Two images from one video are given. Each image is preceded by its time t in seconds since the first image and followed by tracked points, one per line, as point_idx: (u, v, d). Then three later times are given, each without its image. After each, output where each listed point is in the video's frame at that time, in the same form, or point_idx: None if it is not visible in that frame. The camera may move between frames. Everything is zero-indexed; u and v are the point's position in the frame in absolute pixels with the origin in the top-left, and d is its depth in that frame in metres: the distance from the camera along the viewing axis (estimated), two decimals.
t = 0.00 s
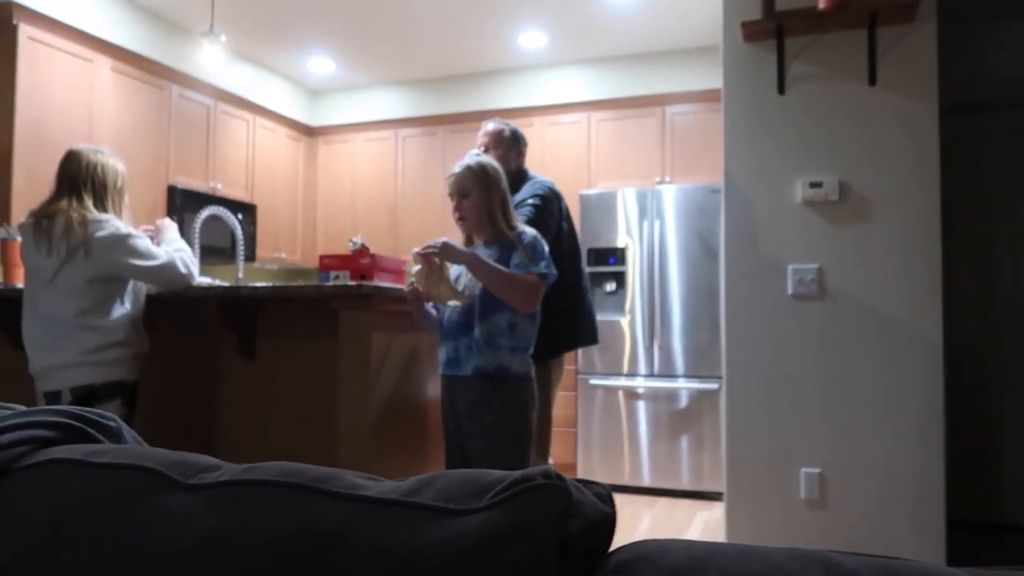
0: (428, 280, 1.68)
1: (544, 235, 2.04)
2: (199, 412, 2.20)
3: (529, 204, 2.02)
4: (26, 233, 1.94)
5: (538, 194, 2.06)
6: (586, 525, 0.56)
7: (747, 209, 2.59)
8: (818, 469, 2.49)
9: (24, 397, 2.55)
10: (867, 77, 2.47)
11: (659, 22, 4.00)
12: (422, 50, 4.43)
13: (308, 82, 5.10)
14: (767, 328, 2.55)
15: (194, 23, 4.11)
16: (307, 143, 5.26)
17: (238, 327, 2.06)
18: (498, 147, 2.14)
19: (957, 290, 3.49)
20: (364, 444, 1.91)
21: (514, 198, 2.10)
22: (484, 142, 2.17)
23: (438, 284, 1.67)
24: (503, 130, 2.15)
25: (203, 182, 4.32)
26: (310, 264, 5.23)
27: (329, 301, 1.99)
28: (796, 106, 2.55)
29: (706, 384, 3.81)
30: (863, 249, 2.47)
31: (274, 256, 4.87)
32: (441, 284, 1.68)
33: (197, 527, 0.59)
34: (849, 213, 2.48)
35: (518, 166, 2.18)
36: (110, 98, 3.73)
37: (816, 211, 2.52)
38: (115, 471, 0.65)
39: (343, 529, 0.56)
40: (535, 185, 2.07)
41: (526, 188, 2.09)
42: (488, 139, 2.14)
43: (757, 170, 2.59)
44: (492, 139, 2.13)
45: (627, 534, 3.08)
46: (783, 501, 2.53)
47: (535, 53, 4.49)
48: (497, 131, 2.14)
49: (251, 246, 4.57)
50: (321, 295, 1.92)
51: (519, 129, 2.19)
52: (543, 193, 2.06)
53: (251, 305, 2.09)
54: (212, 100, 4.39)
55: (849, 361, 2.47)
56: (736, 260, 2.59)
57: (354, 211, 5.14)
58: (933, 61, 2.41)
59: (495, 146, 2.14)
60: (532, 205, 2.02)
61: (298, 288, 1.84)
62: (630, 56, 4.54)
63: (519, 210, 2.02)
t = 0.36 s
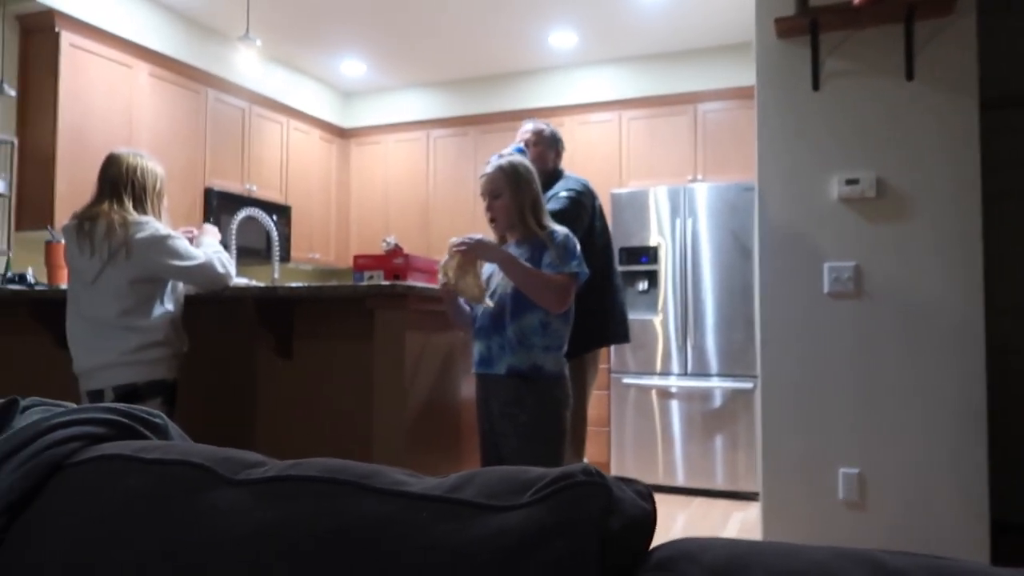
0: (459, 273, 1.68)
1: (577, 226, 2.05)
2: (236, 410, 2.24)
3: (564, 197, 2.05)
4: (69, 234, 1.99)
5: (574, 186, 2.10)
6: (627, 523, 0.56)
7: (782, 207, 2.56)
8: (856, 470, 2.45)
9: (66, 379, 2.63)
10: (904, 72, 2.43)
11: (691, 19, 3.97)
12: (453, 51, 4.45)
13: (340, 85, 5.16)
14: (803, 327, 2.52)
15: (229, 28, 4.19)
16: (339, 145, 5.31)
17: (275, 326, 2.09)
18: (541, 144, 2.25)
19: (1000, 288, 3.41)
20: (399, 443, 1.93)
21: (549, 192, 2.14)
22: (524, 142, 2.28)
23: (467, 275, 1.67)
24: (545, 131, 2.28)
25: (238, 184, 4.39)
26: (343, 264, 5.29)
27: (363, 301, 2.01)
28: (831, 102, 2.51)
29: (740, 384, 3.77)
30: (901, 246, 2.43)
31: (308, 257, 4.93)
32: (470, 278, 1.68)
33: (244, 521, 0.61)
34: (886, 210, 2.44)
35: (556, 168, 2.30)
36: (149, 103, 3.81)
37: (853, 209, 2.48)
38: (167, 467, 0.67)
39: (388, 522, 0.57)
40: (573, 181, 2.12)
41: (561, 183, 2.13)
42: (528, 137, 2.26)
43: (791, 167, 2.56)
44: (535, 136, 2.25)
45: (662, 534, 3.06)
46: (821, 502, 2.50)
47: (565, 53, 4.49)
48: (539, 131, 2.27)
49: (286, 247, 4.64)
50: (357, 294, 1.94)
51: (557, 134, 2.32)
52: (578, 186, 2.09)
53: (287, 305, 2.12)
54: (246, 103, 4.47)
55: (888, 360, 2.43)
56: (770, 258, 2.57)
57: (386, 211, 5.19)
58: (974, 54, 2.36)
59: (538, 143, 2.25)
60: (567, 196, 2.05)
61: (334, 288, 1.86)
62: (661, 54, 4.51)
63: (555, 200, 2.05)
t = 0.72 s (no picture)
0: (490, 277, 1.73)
1: (609, 225, 2.04)
2: (272, 416, 2.27)
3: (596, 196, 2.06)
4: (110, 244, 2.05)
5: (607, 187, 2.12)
6: (661, 536, 0.55)
7: (818, 208, 2.53)
8: (897, 475, 2.40)
9: (108, 380, 2.70)
10: (944, 69, 2.37)
11: (723, 19, 3.93)
12: (484, 56, 4.47)
13: (373, 92, 5.22)
14: (841, 330, 2.48)
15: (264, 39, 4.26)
16: (372, 152, 5.37)
17: (311, 332, 2.13)
18: (578, 148, 2.26)
19: None
20: (433, 449, 1.94)
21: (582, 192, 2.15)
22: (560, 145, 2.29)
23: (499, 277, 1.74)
24: (581, 135, 2.29)
25: (274, 193, 4.46)
26: (377, 270, 5.34)
27: (397, 307, 2.03)
28: (868, 101, 2.47)
29: (777, 387, 3.72)
30: (941, 246, 2.37)
31: (342, 262, 4.99)
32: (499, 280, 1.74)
33: (281, 531, 0.61)
34: (927, 210, 2.39)
35: (591, 172, 2.30)
36: (187, 114, 3.90)
37: (892, 209, 2.43)
38: (207, 477, 0.68)
39: (422, 533, 0.57)
40: (606, 182, 2.13)
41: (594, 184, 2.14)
42: (564, 140, 2.27)
43: (828, 167, 2.52)
44: (572, 139, 2.26)
45: (697, 540, 3.03)
46: (861, 508, 2.45)
47: (596, 55, 4.47)
48: (575, 135, 2.27)
49: (320, 253, 4.70)
50: (392, 301, 1.96)
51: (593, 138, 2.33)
52: (611, 187, 2.10)
53: (323, 312, 2.15)
54: (281, 112, 4.54)
55: (929, 363, 2.37)
56: (807, 261, 2.53)
57: (419, 217, 5.22)
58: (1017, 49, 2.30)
59: (575, 146, 2.26)
60: (600, 195, 2.05)
61: (368, 295, 1.89)
62: (694, 55, 4.47)
63: (587, 198, 2.06)
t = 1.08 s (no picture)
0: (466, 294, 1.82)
1: (623, 229, 2.05)
2: (290, 421, 2.29)
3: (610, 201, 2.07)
4: (132, 242, 2.06)
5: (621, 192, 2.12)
6: (681, 545, 0.54)
7: (838, 215, 2.51)
8: (920, 486, 2.37)
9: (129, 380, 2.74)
10: (966, 74, 2.35)
11: (741, 25, 3.92)
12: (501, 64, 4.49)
13: (392, 100, 5.26)
14: (861, 338, 2.45)
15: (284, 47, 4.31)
16: (391, 158, 5.40)
17: (329, 339, 2.14)
18: (597, 155, 2.27)
19: None
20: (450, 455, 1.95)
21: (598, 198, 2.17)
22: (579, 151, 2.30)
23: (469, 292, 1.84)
24: (600, 142, 2.30)
25: (293, 200, 4.50)
26: (395, 276, 5.36)
27: (414, 314, 2.04)
28: (889, 107, 2.45)
29: (796, 396, 3.68)
30: (965, 253, 2.34)
31: (360, 269, 5.02)
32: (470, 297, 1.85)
33: (301, 536, 0.61)
34: (949, 217, 2.36)
35: (609, 178, 2.30)
36: (208, 122, 3.95)
37: (913, 216, 2.41)
38: (228, 482, 0.69)
39: (441, 541, 0.57)
40: (623, 188, 2.14)
41: (609, 190, 2.15)
42: (583, 146, 2.28)
43: (849, 174, 2.50)
44: (591, 145, 2.26)
45: (716, 550, 3.00)
46: (883, 519, 2.42)
47: (614, 62, 4.48)
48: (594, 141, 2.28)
49: (339, 260, 4.73)
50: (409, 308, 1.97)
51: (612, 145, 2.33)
52: (626, 193, 2.11)
53: (340, 318, 2.17)
54: (301, 120, 4.58)
55: (953, 371, 2.34)
56: (827, 268, 2.51)
57: (437, 223, 5.24)
58: None
59: (593, 153, 2.26)
60: (615, 200, 2.07)
61: (385, 301, 1.90)
62: (712, 61, 4.46)
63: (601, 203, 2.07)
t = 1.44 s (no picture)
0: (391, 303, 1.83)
1: (638, 232, 2.05)
2: (307, 424, 2.30)
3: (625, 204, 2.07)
4: (135, 241, 2.02)
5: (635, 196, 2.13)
6: (703, 548, 0.54)
7: (857, 218, 2.49)
8: (942, 492, 2.34)
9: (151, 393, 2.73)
10: (989, 76, 2.32)
11: (759, 28, 3.90)
12: (517, 68, 4.50)
13: (409, 105, 5.29)
14: (882, 342, 2.43)
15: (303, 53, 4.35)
16: (407, 163, 5.43)
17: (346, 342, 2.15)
18: (611, 158, 2.27)
19: None
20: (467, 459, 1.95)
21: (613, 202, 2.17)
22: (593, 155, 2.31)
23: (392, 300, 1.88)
24: (615, 146, 2.30)
25: (311, 204, 4.53)
26: (411, 280, 5.38)
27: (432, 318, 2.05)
28: (909, 109, 2.43)
29: (815, 400, 3.65)
30: (987, 257, 2.32)
31: (377, 273, 5.04)
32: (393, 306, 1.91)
33: (326, 537, 0.61)
34: (971, 220, 2.34)
35: (624, 182, 2.30)
36: (228, 127, 3.99)
37: (934, 219, 2.39)
38: (252, 482, 0.70)
39: (464, 542, 0.57)
40: (638, 192, 2.14)
41: (624, 195, 2.16)
42: (598, 149, 2.28)
43: (868, 177, 2.48)
44: (605, 149, 2.27)
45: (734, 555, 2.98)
46: (903, 525, 2.39)
47: (631, 66, 4.47)
48: (609, 145, 2.29)
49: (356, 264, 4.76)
50: (427, 311, 1.98)
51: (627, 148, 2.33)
52: (641, 197, 2.11)
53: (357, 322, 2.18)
54: (319, 124, 4.61)
55: (975, 376, 2.31)
56: (846, 272, 2.49)
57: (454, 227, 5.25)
58: None
59: (609, 157, 2.27)
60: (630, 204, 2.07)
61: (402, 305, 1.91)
62: (731, 64, 4.44)
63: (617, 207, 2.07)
